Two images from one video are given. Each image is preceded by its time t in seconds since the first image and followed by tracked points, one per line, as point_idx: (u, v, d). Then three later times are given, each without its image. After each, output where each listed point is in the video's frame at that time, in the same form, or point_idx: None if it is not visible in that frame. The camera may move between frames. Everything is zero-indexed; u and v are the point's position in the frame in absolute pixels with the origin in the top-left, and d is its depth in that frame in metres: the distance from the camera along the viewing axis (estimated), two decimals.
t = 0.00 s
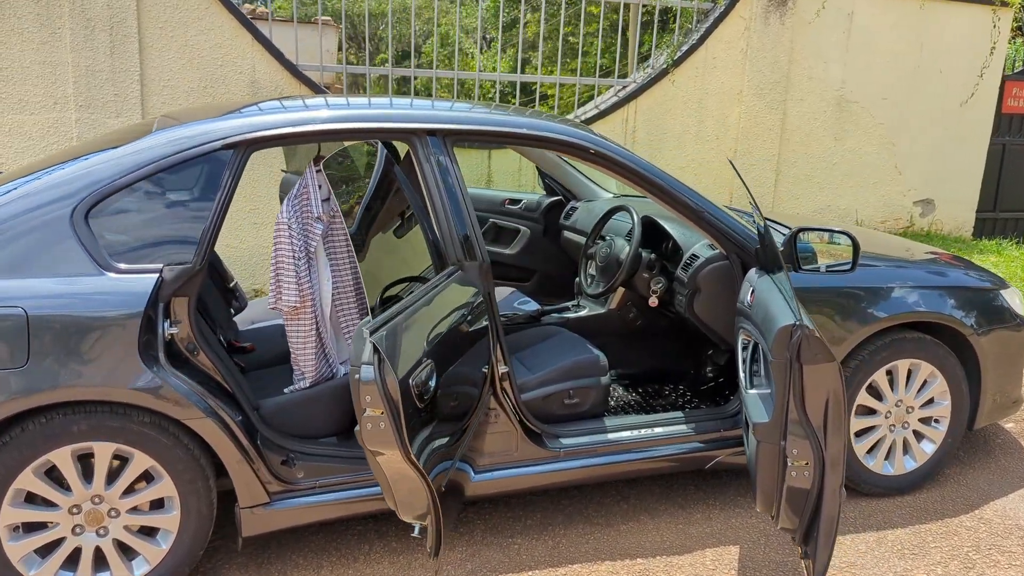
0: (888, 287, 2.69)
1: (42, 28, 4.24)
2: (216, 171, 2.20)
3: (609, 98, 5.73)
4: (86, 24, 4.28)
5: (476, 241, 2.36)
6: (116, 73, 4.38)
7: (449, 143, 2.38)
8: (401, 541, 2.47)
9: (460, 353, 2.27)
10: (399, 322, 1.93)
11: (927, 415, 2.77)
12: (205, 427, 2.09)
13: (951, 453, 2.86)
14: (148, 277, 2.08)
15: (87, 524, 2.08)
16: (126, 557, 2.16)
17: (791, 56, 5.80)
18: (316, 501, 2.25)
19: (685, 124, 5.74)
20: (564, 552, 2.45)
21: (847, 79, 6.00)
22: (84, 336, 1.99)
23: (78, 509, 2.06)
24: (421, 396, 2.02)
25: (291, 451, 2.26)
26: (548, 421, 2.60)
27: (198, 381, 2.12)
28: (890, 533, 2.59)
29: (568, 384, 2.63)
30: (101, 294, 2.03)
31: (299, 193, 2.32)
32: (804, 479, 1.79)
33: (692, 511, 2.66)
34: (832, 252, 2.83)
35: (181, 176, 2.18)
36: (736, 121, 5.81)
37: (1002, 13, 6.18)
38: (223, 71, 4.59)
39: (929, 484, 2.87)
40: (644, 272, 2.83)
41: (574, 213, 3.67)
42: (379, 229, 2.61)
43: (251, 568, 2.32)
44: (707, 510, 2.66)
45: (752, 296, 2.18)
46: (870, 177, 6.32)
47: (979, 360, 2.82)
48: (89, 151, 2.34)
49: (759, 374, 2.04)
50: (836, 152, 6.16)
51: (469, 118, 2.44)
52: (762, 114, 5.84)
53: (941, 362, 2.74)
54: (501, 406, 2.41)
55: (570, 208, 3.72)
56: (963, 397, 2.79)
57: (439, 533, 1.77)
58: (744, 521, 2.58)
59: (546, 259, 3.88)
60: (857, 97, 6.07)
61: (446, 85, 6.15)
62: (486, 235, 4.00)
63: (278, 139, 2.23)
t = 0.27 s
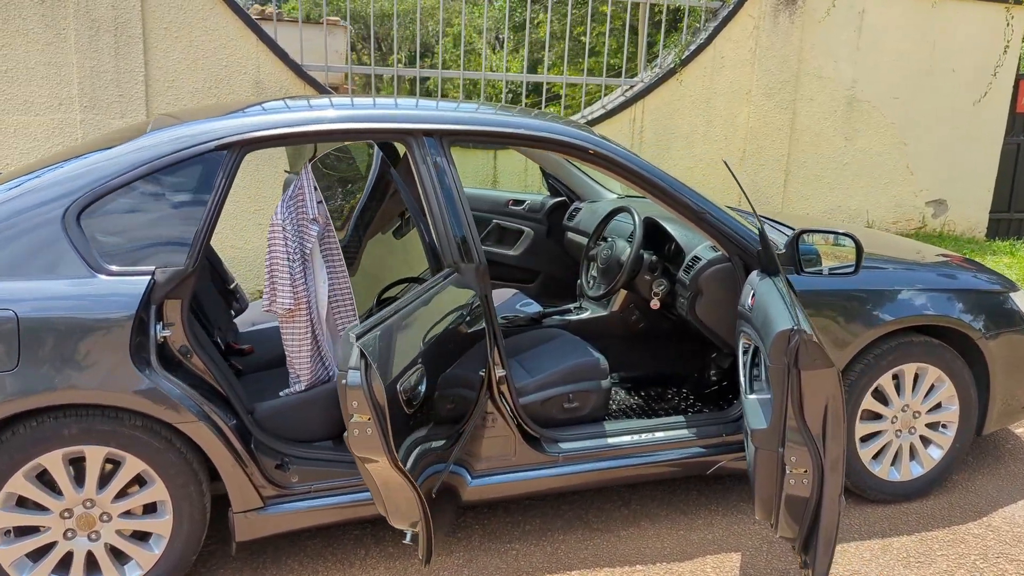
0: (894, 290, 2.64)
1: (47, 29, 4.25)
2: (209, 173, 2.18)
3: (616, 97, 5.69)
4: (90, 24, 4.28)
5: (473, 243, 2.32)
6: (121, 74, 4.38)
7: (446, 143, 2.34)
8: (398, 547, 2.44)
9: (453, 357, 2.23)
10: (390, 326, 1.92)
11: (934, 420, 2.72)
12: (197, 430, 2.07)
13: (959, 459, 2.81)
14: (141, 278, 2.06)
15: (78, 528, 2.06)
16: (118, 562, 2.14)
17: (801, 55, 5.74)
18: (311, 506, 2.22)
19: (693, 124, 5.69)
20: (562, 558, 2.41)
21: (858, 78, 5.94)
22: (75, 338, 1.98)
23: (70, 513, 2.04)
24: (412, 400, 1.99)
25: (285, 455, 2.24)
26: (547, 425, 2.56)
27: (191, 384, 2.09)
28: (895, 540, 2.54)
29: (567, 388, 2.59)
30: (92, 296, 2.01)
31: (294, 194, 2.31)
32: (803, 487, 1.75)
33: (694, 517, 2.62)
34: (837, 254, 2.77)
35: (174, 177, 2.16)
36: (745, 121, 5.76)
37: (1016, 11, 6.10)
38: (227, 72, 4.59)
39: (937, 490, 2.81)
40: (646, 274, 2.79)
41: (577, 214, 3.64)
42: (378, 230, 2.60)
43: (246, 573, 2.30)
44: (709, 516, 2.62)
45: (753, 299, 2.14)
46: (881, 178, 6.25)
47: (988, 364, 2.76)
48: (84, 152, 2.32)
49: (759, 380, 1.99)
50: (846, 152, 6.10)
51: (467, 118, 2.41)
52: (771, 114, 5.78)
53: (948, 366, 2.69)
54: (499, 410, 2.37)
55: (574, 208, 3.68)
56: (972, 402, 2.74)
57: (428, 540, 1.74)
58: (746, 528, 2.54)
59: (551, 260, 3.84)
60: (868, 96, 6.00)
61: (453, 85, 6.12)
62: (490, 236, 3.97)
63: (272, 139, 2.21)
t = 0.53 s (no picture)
0: (897, 295, 2.59)
1: (48, 31, 4.24)
2: (199, 177, 2.15)
3: (621, 98, 5.65)
4: (91, 27, 4.27)
5: (468, 248, 2.30)
6: (122, 76, 4.37)
7: (440, 147, 2.31)
8: (392, 555, 2.41)
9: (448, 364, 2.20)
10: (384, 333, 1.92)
11: (939, 428, 2.67)
12: (187, 438, 2.04)
13: (965, 467, 2.76)
14: (129, 284, 2.03)
15: (66, 537, 2.04)
16: (107, 571, 2.12)
17: (807, 55, 5.68)
18: (303, 514, 2.19)
19: (699, 125, 5.65)
20: (559, 567, 2.38)
21: (866, 78, 5.87)
22: (62, 345, 1.95)
23: (57, 521, 2.02)
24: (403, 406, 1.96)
25: (277, 462, 2.21)
26: (543, 432, 2.53)
27: (180, 391, 2.07)
28: (899, 550, 2.50)
29: (565, 394, 2.56)
30: (80, 303, 1.99)
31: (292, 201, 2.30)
32: (799, 499, 1.70)
33: (694, 525, 2.58)
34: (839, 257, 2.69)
35: (164, 182, 2.13)
36: (751, 122, 5.70)
37: None
38: (229, 74, 4.57)
39: (942, 498, 2.76)
40: (645, 278, 2.75)
41: (579, 216, 3.60)
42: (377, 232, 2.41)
43: None
44: (709, 524, 2.58)
45: (751, 304, 2.10)
46: (889, 179, 6.18)
47: (994, 371, 2.71)
48: (74, 155, 2.30)
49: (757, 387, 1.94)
50: (854, 153, 6.04)
51: (462, 120, 2.38)
52: (777, 115, 5.73)
53: (953, 372, 2.64)
54: (494, 417, 2.34)
55: (575, 211, 3.64)
56: (978, 409, 2.69)
57: (417, 554, 1.71)
58: (746, 537, 2.50)
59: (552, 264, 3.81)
60: (876, 97, 5.94)
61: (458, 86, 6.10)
62: (491, 239, 3.94)
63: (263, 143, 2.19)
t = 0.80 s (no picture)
0: (898, 302, 2.54)
1: (49, 35, 4.25)
2: (189, 183, 2.13)
3: (624, 101, 5.62)
4: (92, 31, 4.27)
5: (461, 255, 2.29)
6: (122, 80, 4.37)
7: (434, 151, 2.28)
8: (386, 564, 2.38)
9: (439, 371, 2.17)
10: (378, 335, 1.93)
11: (943, 435, 2.63)
12: (176, 447, 2.02)
13: (969, 476, 2.71)
14: (118, 291, 2.01)
15: (55, 546, 2.03)
16: None
17: (813, 57, 5.63)
18: (294, 523, 2.16)
19: (703, 127, 5.61)
20: None
21: (873, 80, 5.82)
22: (49, 353, 1.93)
23: (45, 531, 2.01)
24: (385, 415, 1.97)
25: (268, 471, 2.18)
26: (539, 439, 2.49)
27: (169, 399, 2.04)
28: (901, 560, 2.46)
29: (561, 401, 2.52)
30: (67, 310, 1.97)
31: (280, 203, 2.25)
32: (795, 511, 1.66)
33: (692, 534, 2.54)
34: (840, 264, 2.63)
35: (153, 187, 2.11)
36: (757, 124, 5.65)
37: None
38: (230, 77, 4.57)
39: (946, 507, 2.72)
40: (644, 283, 2.72)
41: (579, 220, 3.57)
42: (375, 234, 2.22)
43: None
44: (708, 534, 2.54)
45: (748, 311, 2.07)
46: (897, 181, 6.12)
47: (999, 379, 2.67)
48: (65, 160, 2.29)
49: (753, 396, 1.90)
50: (861, 155, 5.98)
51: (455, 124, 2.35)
52: (783, 117, 5.68)
53: (957, 379, 2.59)
54: (488, 425, 2.31)
55: (576, 215, 3.61)
56: (983, 417, 2.64)
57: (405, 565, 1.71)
58: (745, 547, 2.46)
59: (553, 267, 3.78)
60: (883, 98, 5.88)
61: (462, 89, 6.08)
62: (492, 243, 3.91)
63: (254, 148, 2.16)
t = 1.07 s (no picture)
0: (899, 306, 2.50)
1: (49, 37, 4.26)
2: (177, 187, 2.11)
3: (627, 102, 5.60)
4: (92, 33, 4.28)
5: (454, 258, 2.25)
6: (122, 82, 4.38)
7: (427, 153, 2.25)
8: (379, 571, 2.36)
9: (432, 376, 2.15)
10: (371, 339, 1.93)
11: (945, 441, 2.59)
12: (164, 453, 2.00)
13: (973, 482, 2.67)
14: (106, 296, 1.99)
15: (43, 553, 2.01)
16: None
17: (818, 57, 5.57)
18: (286, 530, 2.14)
19: (706, 128, 5.58)
20: None
21: (879, 80, 5.76)
22: (35, 359, 1.92)
23: (33, 538, 1.99)
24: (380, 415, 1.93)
25: (260, 477, 2.17)
26: (535, 445, 2.46)
27: (158, 405, 2.02)
28: (902, 569, 2.42)
29: (557, 407, 2.50)
30: (54, 315, 1.95)
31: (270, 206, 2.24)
32: (789, 521, 1.63)
33: (690, 542, 2.51)
34: (840, 266, 2.64)
35: (141, 191, 2.09)
36: (761, 125, 5.61)
37: None
38: (230, 80, 4.57)
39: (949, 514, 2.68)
40: (642, 287, 2.69)
41: (579, 222, 3.54)
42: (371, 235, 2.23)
43: None
44: (706, 540, 2.51)
45: (745, 316, 2.03)
46: (904, 182, 6.06)
47: (1003, 384, 2.63)
48: (55, 163, 2.27)
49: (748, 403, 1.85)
50: (867, 157, 5.93)
51: (448, 126, 2.32)
52: (788, 117, 5.62)
53: (959, 385, 2.55)
54: (482, 431, 2.28)
55: (576, 217, 3.57)
56: (986, 423, 2.60)
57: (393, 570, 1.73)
58: (744, 554, 2.43)
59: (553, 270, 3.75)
60: (889, 98, 5.83)
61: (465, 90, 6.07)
62: (493, 245, 3.85)
63: (245, 151, 2.14)
